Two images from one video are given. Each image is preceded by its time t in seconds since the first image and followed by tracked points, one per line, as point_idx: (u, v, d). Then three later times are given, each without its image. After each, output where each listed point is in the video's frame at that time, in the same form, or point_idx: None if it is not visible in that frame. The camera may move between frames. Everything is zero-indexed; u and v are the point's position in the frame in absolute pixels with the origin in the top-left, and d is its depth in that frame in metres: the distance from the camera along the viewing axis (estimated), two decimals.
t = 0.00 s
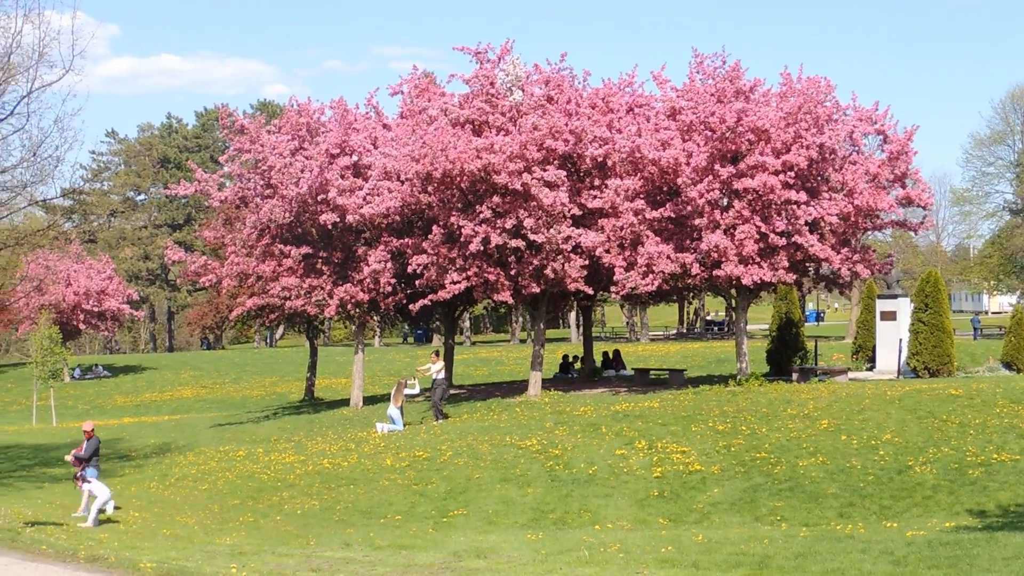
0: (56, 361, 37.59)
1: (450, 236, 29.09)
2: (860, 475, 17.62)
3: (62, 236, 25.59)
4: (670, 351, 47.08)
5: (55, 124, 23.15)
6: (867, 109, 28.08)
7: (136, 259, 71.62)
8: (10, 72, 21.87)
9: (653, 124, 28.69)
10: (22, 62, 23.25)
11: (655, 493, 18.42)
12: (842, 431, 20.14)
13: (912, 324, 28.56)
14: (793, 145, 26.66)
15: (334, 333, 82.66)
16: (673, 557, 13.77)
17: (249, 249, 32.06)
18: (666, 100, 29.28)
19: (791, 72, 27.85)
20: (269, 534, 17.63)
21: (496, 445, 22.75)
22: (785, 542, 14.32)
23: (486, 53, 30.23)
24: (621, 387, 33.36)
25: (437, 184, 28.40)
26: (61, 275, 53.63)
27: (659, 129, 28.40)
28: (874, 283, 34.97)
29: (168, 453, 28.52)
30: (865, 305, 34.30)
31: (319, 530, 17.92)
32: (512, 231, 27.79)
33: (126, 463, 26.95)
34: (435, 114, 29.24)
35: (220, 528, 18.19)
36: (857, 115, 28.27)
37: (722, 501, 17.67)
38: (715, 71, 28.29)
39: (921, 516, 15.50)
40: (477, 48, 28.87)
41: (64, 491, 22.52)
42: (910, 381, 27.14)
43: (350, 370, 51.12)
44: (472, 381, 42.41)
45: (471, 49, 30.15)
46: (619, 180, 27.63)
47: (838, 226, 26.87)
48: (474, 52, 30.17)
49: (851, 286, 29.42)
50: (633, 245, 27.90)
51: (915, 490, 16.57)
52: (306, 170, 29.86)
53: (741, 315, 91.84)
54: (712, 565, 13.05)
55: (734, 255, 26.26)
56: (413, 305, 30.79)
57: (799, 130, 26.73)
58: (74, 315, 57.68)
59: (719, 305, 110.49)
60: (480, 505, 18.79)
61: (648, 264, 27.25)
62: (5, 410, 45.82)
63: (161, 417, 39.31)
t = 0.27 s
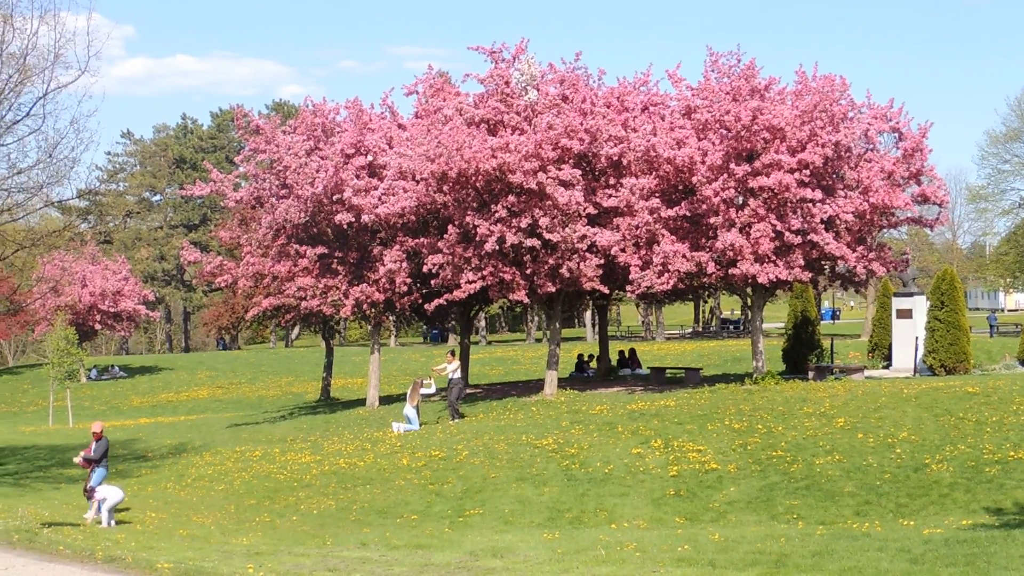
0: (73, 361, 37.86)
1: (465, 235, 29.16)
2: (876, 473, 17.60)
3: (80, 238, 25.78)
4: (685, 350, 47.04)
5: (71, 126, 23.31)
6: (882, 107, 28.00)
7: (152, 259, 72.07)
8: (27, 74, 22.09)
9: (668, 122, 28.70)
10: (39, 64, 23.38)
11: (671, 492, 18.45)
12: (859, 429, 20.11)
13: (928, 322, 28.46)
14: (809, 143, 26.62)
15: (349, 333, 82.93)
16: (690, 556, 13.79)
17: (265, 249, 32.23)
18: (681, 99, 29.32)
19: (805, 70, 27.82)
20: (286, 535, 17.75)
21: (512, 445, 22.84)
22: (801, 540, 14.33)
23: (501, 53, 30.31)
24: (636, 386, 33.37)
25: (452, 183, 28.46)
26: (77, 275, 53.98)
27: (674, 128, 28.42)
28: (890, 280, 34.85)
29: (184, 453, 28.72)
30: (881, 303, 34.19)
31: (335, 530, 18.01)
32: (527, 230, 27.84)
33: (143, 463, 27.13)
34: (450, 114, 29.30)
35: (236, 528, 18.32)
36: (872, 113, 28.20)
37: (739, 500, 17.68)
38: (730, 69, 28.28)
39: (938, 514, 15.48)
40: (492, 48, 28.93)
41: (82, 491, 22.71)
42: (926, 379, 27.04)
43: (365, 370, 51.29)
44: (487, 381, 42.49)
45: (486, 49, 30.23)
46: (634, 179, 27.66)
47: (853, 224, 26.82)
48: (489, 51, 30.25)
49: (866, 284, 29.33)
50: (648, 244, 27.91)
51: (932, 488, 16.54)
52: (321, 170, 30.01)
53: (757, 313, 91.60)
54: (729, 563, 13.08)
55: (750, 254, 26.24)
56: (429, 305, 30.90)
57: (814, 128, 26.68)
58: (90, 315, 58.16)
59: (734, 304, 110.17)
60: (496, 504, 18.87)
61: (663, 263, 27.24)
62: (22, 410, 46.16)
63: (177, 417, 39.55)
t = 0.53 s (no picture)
0: (85, 363, 38.06)
1: (475, 235, 29.19)
2: (888, 470, 17.57)
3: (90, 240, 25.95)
4: (696, 348, 47.05)
5: (81, 128, 23.43)
6: (891, 104, 27.95)
7: (163, 260, 72.40)
8: (36, 76, 22.22)
9: (678, 121, 28.72)
10: (49, 66, 23.51)
11: (683, 490, 18.46)
12: (870, 427, 20.09)
13: (939, 318, 28.39)
14: (819, 140, 26.58)
15: (360, 333, 83.13)
16: (701, 555, 13.82)
17: (275, 250, 32.35)
18: (691, 97, 29.34)
19: (814, 67, 27.77)
20: (297, 535, 17.84)
21: (523, 444, 22.89)
22: (813, 538, 14.33)
23: (510, 52, 30.35)
24: (647, 384, 33.37)
25: (462, 183, 28.48)
26: (88, 277, 54.25)
27: (684, 126, 28.45)
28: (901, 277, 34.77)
29: (196, 454, 28.86)
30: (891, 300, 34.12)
31: (347, 530, 18.09)
32: (537, 229, 27.87)
33: (155, 464, 27.26)
34: (460, 113, 29.33)
35: (248, 529, 18.42)
36: (881, 110, 28.16)
37: (751, 498, 17.69)
38: (739, 67, 28.25)
39: (950, 511, 15.45)
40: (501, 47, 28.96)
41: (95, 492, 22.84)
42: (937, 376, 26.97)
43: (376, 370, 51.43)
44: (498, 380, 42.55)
45: (495, 48, 30.27)
46: (644, 178, 27.68)
47: (863, 221, 26.78)
48: (498, 50, 30.29)
49: (877, 281, 29.28)
50: (658, 243, 27.91)
51: (944, 485, 16.51)
52: (332, 170, 30.07)
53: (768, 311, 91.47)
54: (740, 562, 13.09)
55: (760, 252, 26.21)
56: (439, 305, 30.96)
57: (824, 125, 26.64)
58: (101, 317, 58.45)
59: (745, 302, 110.02)
60: (508, 504, 18.92)
61: (673, 262, 27.24)
62: (34, 412, 46.41)
63: (189, 419, 39.73)
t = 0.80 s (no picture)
0: (96, 363, 38.25)
1: (486, 234, 29.21)
2: (899, 468, 17.57)
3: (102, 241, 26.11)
4: (707, 347, 47.04)
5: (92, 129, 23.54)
6: (902, 101, 27.89)
7: (174, 261, 72.73)
8: (47, 77, 22.35)
9: (688, 119, 28.77)
10: (60, 68, 23.63)
11: (694, 489, 18.49)
12: (881, 424, 20.07)
13: (950, 316, 28.34)
14: (829, 138, 26.58)
15: (370, 333, 83.32)
16: (713, 553, 13.84)
17: (286, 250, 32.47)
18: (701, 95, 29.39)
19: (824, 64, 27.72)
20: (309, 534, 17.92)
21: (534, 443, 22.94)
22: (825, 536, 14.33)
23: (520, 51, 30.39)
24: (658, 383, 33.39)
25: (472, 182, 28.49)
26: (99, 278, 54.49)
27: (694, 124, 28.52)
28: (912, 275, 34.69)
29: (208, 454, 28.99)
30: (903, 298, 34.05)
31: (359, 530, 18.16)
32: (548, 228, 27.92)
33: (168, 464, 27.40)
34: (470, 112, 29.34)
35: (260, 528, 18.51)
36: (892, 107, 28.11)
37: (762, 496, 17.70)
38: (750, 65, 28.24)
39: (962, 508, 15.45)
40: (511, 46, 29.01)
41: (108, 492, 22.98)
42: (949, 374, 26.91)
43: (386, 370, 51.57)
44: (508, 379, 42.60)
45: (505, 48, 30.33)
46: (654, 176, 27.78)
47: (874, 219, 26.76)
48: (508, 49, 30.35)
49: (888, 279, 29.23)
50: (669, 241, 27.91)
51: (955, 482, 16.50)
52: (342, 170, 30.12)
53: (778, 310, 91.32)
54: (752, 560, 13.11)
55: (771, 250, 26.18)
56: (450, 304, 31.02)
57: (835, 123, 26.62)
58: (113, 317, 58.74)
59: (755, 300, 109.82)
60: (519, 503, 18.97)
61: (684, 260, 27.23)
62: (47, 413, 46.65)
63: (200, 419, 39.91)
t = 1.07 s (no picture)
0: (102, 364, 38.33)
1: (490, 233, 29.24)
2: (905, 466, 17.54)
3: (107, 242, 26.19)
4: (712, 345, 47.01)
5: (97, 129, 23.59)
6: (906, 99, 27.84)
7: (179, 261, 72.82)
8: (52, 78, 22.40)
9: (693, 118, 28.72)
10: (65, 69, 23.68)
11: (700, 487, 18.49)
12: (887, 423, 20.04)
13: (956, 314, 28.27)
14: (834, 136, 26.53)
15: (376, 333, 83.38)
16: (718, 552, 13.83)
17: (291, 250, 32.51)
18: (705, 94, 29.35)
19: (828, 63, 27.69)
20: (315, 534, 17.94)
21: (539, 442, 22.96)
22: (830, 534, 14.32)
23: (524, 51, 30.41)
24: (663, 382, 33.36)
25: (477, 181, 28.50)
26: (104, 279, 54.60)
27: (699, 123, 28.45)
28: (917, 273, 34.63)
29: (215, 454, 29.06)
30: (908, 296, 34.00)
31: (365, 529, 18.19)
32: (553, 227, 27.91)
33: (174, 464, 27.46)
34: (475, 111, 29.36)
35: (266, 528, 18.55)
36: (896, 105, 28.07)
37: (768, 494, 17.70)
38: (754, 64, 28.21)
39: (968, 506, 15.43)
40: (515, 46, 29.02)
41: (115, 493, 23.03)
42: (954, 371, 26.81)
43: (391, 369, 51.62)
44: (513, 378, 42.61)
45: (510, 47, 30.34)
46: (659, 175, 27.73)
47: (879, 217, 26.71)
48: (512, 49, 30.36)
49: (893, 277, 29.19)
50: (674, 240, 27.90)
51: (961, 480, 16.47)
52: (347, 170, 30.14)
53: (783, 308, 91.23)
54: (757, 559, 13.11)
55: (776, 248, 26.14)
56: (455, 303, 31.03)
57: (839, 121, 26.58)
58: (118, 318, 58.87)
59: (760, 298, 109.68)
60: (525, 502, 18.98)
61: (689, 259, 27.21)
62: (53, 414, 46.76)
63: (206, 419, 40.00)
